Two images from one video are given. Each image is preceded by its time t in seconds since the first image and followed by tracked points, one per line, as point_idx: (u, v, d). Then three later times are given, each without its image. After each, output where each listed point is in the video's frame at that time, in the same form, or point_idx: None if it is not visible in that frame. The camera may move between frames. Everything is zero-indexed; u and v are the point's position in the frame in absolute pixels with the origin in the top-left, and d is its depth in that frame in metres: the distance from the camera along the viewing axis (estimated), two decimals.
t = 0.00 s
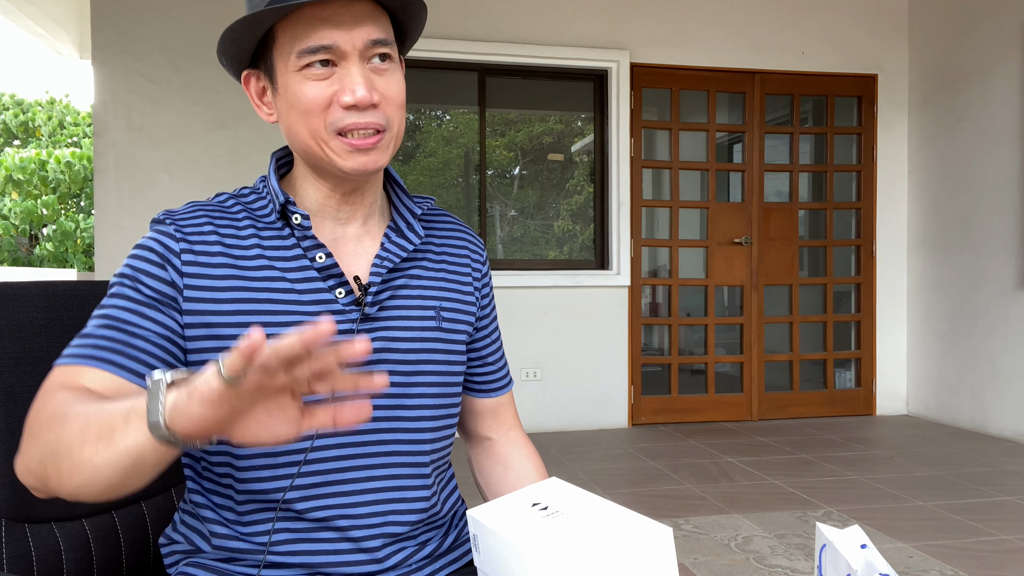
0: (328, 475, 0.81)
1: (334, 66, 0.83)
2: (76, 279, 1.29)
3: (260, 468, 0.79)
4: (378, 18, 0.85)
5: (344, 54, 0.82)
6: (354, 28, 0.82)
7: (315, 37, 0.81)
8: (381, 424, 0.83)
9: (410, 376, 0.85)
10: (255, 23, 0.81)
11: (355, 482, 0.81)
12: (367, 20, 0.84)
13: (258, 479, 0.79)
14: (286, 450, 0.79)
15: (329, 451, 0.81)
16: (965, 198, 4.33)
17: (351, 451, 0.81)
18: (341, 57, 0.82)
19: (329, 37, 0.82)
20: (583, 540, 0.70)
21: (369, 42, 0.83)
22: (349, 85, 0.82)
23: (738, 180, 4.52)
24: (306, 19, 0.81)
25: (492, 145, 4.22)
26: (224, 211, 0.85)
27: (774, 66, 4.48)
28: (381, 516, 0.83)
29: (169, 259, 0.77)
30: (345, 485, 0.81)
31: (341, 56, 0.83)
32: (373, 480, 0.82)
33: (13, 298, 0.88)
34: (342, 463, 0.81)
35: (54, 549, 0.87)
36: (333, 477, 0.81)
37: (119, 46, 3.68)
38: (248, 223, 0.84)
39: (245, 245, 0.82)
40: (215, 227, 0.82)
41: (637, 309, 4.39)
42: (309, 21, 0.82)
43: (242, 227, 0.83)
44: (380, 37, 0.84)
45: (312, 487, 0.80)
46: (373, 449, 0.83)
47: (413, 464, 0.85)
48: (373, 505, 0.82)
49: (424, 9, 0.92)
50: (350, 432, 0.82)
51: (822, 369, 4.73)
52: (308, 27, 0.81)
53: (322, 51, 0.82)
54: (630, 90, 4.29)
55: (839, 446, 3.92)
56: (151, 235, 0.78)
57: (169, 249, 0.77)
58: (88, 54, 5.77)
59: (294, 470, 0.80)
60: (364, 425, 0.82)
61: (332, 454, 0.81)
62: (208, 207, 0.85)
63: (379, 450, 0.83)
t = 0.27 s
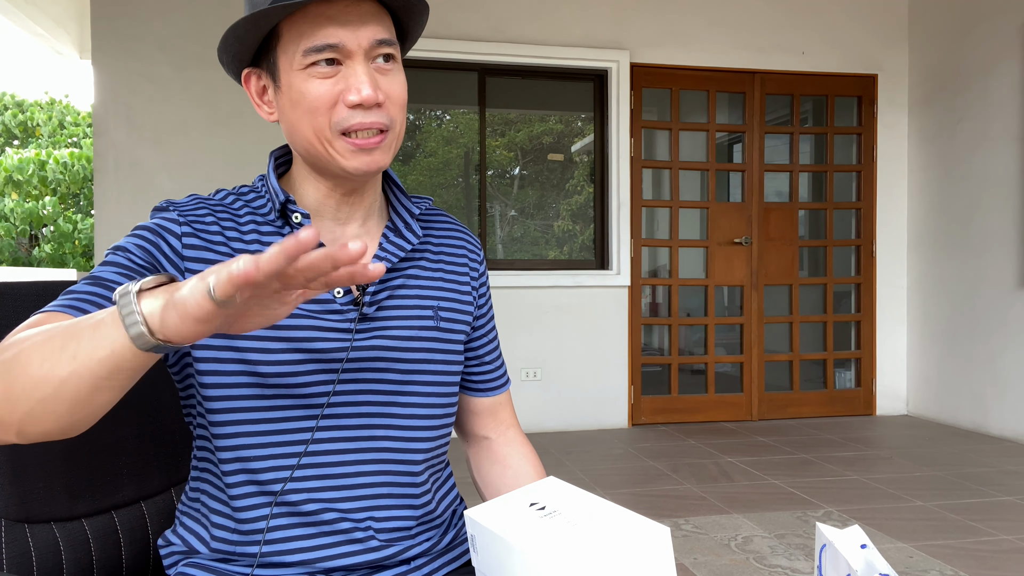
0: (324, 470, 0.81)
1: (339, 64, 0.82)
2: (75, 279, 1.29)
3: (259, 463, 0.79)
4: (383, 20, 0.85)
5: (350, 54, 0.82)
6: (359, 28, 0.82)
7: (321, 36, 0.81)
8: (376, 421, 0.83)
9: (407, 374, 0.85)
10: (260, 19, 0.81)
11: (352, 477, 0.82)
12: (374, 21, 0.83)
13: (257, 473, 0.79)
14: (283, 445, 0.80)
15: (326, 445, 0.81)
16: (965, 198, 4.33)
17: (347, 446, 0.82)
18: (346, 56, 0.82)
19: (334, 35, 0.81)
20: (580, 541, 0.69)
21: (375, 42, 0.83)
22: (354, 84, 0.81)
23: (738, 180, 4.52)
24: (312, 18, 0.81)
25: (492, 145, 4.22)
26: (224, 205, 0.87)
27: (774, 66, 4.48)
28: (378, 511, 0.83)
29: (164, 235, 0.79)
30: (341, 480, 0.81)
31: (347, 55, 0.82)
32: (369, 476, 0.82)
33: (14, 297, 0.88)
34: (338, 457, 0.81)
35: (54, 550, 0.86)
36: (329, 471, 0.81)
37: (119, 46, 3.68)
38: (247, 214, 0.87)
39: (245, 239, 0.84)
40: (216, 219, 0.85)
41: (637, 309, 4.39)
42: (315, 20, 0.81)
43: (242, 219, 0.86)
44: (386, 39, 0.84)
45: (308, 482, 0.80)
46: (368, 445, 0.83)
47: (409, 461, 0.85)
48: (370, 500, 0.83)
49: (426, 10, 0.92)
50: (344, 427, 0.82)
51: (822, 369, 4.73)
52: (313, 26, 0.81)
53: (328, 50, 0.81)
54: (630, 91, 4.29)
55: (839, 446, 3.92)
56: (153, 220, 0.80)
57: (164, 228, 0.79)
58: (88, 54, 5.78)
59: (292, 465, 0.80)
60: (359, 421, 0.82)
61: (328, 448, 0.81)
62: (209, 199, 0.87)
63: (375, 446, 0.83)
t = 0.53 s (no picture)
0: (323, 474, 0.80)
1: (337, 52, 0.82)
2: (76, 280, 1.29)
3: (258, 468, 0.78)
4: (384, 10, 0.85)
5: (348, 40, 0.82)
6: (358, 15, 0.82)
7: (319, 23, 0.81)
8: (376, 424, 0.83)
9: (408, 376, 0.85)
10: (260, 5, 0.81)
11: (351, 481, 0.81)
12: (373, 11, 0.84)
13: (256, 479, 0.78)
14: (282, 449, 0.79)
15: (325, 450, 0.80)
16: (965, 198, 4.33)
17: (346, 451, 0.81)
18: (344, 43, 0.82)
19: (332, 21, 0.81)
20: (582, 541, 0.69)
21: (373, 30, 0.83)
22: (351, 71, 0.81)
23: (738, 180, 4.52)
24: (311, 5, 0.82)
25: (492, 145, 4.22)
26: (224, 209, 0.86)
27: (774, 66, 4.49)
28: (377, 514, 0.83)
29: (164, 243, 0.77)
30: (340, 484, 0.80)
31: (345, 42, 0.82)
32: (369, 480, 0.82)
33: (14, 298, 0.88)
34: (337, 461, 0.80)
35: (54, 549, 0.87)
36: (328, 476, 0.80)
37: (119, 46, 3.68)
38: (246, 218, 0.85)
39: (245, 242, 0.82)
40: (216, 222, 0.83)
41: (637, 309, 4.39)
42: (314, 7, 0.82)
43: (241, 222, 0.84)
44: (386, 29, 0.84)
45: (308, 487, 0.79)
46: (367, 448, 0.82)
47: (408, 463, 0.85)
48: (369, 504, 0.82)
49: (428, 7, 0.92)
50: (345, 432, 0.81)
51: (822, 369, 4.73)
52: (312, 12, 0.81)
53: (326, 37, 0.82)
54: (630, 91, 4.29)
55: (839, 446, 3.92)
56: (149, 226, 0.79)
57: (164, 236, 0.78)
58: (88, 54, 5.77)
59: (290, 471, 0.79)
60: (359, 424, 0.82)
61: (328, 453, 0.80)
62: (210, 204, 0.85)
63: (374, 449, 0.82)
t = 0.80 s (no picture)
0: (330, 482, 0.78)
1: (325, 48, 0.82)
2: (74, 279, 1.29)
3: (262, 476, 0.76)
4: (371, 6, 0.84)
5: (335, 37, 0.82)
6: (343, 11, 0.82)
7: (305, 20, 0.81)
8: (383, 429, 0.81)
9: (410, 377, 0.84)
10: (245, 6, 0.81)
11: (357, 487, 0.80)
12: (360, 7, 0.83)
13: (261, 487, 0.76)
14: (287, 457, 0.77)
15: (329, 458, 0.78)
16: (965, 198, 4.33)
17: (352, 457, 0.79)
18: (331, 40, 0.82)
19: (317, 18, 0.81)
20: (579, 543, 0.69)
21: (359, 26, 0.83)
22: (339, 67, 0.81)
23: (738, 180, 4.52)
24: (295, 3, 0.81)
25: (492, 145, 4.22)
26: (226, 213, 0.82)
27: (774, 66, 4.48)
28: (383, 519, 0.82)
29: (187, 263, 0.73)
30: (345, 489, 0.79)
31: (331, 38, 0.82)
32: (375, 483, 0.81)
33: (12, 298, 0.89)
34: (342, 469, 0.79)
35: (54, 549, 0.87)
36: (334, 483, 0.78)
37: (119, 46, 3.68)
38: (249, 222, 0.81)
39: (253, 248, 0.78)
40: (222, 226, 0.78)
41: (637, 309, 4.39)
42: (298, 5, 0.81)
43: (245, 225, 0.80)
44: (373, 24, 0.84)
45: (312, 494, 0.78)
46: (373, 455, 0.81)
47: (412, 466, 0.84)
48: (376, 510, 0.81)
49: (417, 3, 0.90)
50: (352, 439, 0.79)
51: (822, 369, 4.73)
52: (297, 11, 0.81)
53: (313, 34, 0.81)
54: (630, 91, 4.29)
55: (839, 446, 3.92)
56: (153, 233, 0.74)
57: (185, 253, 0.73)
58: (88, 54, 5.78)
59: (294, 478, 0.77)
60: (364, 430, 0.80)
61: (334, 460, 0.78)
62: (211, 209, 0.81)
63: (381, 455, 0.81)
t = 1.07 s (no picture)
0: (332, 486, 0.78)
1: (320, 52, 0.82)
2: (74, 280, 1.29)
3: (264, 480, 0.76)
4: (367, 8, 0.84)
5: (329, 40, 0.81)
6: (338, 13, 0.82)
7: (299, 23, 0.81)
8: (384, 432, 0.81)
9: (411, 380, 0.84)
10: (239, 8, 0.81)
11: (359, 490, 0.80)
12: (355, 10, 0.83)
13: (263, 492, 0.76)
14: (288, 462, 0.76)
15: (332, 462, 0.78)
16: (965, 198, 4.33)
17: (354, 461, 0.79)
18: (326, 43, 0.81)
19: (311, 21, 0.81)
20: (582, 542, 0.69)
21: (354, 28, 0.82)
22: (333, 71, 0.81)
23: (738, 180, 4.52)
24: (290, 6, 0.81)
25: (492, 145, 4.22)
26: (226, 213, 0.82)
27: (774, 66, 4.48)
28: (385, 521, 0.82)
29: (191, 265, 0.73)
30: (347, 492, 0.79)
31: (326, 41, 0.82)
32: (377, 486, 0.81)
33: (12, 299, 0.89)
34: (344, 473, 0.79)
35: (54, 549, 0.87)
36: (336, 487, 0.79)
37: (119, 46, 3.68)
38: (249, 223, 0.81)
39: (254, 250, 0.78)
40: (223, 228, 0.78)
41: (637, 309, 4.39)
42: (292, 8, 0.81)
43: (245, 226, 0.80)
44: (368, 26, 0.83)
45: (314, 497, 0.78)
46: (375, 458, 0.81)
47: (414, 468, 0.84)
48: (378, 511, 0.81)
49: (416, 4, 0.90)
50: (354, 443, 0.79)
51: (822, 369, 4.73)
52: (292, 14, 0.81)
53: (307, 37, 0.81)
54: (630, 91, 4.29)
55: (839, 446, 3.92)
56: (154, 234, 0.74)
57: (189, 255, 0.73)
58: (88, 54, 5.78)
59: (296, 482, 0.77)
60: (365, 433, 0.80)
61: (337, 465, 0.78)
62: (211, 210, 0.81)
63: (383, 458, 0.81)
